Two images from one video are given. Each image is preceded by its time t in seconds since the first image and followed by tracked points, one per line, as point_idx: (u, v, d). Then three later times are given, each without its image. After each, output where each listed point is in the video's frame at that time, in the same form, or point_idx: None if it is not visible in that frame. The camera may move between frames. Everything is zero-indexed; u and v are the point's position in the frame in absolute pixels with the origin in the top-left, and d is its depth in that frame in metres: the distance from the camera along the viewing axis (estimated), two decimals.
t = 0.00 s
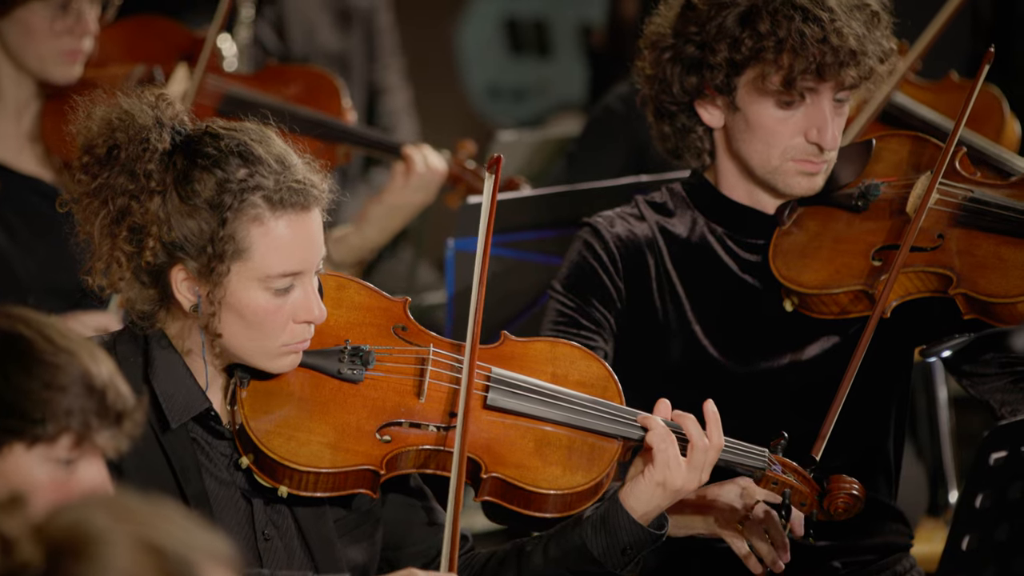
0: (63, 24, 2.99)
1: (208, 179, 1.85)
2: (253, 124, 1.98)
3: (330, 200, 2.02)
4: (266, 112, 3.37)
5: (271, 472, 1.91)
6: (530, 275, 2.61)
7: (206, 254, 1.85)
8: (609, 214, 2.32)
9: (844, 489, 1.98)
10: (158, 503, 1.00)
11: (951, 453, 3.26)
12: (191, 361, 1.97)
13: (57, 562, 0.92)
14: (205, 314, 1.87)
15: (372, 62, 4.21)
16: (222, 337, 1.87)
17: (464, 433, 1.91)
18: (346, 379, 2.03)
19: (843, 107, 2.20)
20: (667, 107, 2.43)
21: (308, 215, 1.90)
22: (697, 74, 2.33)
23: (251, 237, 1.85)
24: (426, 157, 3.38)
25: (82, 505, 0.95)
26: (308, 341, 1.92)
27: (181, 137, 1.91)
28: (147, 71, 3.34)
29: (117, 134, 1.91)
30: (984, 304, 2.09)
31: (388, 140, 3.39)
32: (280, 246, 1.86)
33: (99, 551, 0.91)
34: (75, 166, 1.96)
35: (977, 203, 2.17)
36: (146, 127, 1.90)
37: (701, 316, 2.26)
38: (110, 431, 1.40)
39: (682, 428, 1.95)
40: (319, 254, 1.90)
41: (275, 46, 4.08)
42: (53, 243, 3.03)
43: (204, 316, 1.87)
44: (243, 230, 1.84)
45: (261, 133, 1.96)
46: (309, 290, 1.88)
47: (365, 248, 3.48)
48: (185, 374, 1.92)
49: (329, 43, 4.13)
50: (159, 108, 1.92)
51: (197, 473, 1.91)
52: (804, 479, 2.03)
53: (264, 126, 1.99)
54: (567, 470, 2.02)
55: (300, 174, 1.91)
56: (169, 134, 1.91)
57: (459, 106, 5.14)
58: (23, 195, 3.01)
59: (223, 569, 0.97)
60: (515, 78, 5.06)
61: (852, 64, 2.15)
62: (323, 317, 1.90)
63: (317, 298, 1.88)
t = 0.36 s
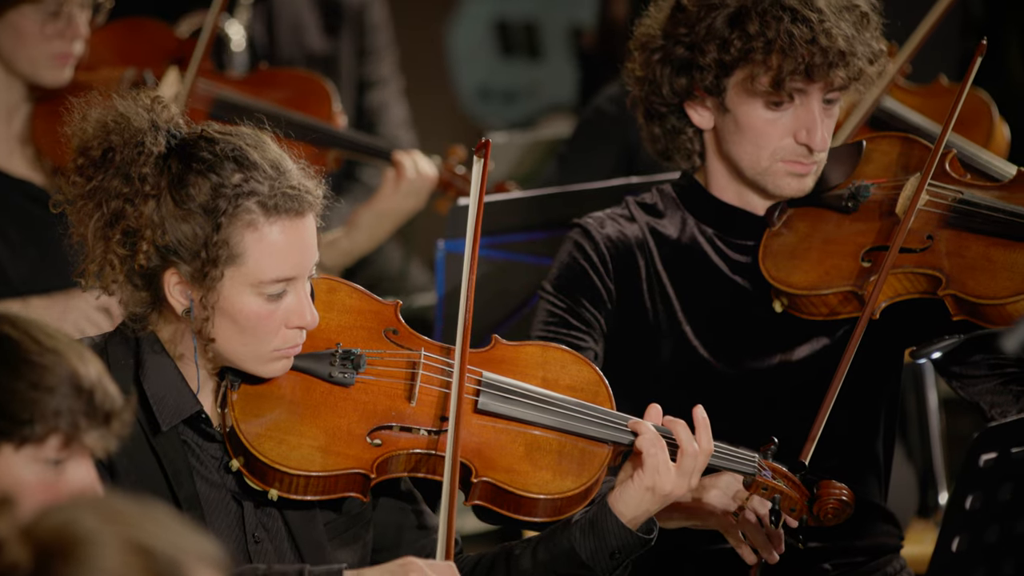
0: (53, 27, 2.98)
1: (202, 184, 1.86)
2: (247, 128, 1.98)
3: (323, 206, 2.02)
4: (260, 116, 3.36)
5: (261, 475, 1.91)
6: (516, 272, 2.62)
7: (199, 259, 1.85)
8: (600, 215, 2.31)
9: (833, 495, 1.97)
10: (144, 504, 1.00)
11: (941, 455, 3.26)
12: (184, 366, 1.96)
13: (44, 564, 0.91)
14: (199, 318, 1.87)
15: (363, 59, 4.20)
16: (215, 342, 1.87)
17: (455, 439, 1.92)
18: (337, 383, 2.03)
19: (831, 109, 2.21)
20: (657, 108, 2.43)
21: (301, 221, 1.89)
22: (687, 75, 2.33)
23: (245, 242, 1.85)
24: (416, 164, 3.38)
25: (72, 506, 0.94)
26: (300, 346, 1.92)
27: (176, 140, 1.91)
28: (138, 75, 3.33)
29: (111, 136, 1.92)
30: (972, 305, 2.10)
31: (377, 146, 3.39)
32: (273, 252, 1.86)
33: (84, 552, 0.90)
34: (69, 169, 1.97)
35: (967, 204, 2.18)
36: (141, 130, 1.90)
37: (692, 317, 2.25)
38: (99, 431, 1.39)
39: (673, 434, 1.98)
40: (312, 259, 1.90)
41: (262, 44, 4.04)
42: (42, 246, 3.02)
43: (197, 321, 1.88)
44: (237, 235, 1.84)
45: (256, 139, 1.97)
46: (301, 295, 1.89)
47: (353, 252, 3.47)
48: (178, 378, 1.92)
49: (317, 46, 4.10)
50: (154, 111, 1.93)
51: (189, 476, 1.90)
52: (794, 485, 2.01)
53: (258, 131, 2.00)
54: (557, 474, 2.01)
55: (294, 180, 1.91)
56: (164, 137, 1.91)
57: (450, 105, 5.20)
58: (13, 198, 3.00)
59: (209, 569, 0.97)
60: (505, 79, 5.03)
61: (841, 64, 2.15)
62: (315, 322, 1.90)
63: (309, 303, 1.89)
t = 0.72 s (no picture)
0: (39, 28, 2.98)
1: (191, 184, 1.85)
2: (237, 129, 1.98)
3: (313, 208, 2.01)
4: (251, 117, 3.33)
5: (248, 475, 1.91)
6: (505, 274, 2.59)
7: (188, 259, 1.84)
8: (586, 215, 2.31)
9: (819, 498, 1.96)
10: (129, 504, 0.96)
11: (926, 454, 3.26)
12: (170, 366, 1.96)
13: (28, 564, 0.89)
14: (187, 319, 1.87)
15: (348, 48, 4.22)
16: (202, 343, 1.87)
17: (442, 438, 1.89)
18: (324, 383, 2.03)
19: (816, 108, 2.21)
20: (642, 107, 2.43)
21: (290, 222, 1.88)
22: (672, 74, 2.33)
23: (233, 243, 1.84)
24: (401, 166, 3.31)
25: (52, 505, 0.92)
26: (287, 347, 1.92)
27: (165, 140, 1.90)
28: (123, 76, 3.33)
29: (101, 136, 1.91)
30: (958, 303, 2.10)
31: (364, 148, 3.34)
32: (262, 253, 1.85)
33: (69, 553, 0.88)
34: (59, 168, 1.96)
35: (951, 203, 2.17)
36: (131, 130, 1.90)
37: (678, 316, 2.25)
38: (83, 430, 1.39)
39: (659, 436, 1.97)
40: (301, 260, 1.89)
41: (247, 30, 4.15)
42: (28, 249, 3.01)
43: (185, 321, 1.87)
44: (226, 236, 1.84)
45: (246, 139, 1.96)
46: (289, 296, 1.88)
47: (339, 256, 3.39)
48: (164, 378, 1.92)
49: (302, 35, 4.16)
50: (143, 111, 1.93)
51: (177, 475, 1.90)
52: (780, 487, 2.00)
53: (248, 131, 1.99)
54: (543, 476, 2.01)
55: (284, 181, 1.90)
56: (154, 137, 1.91)
57: (438, 108, 5.21)
58: None
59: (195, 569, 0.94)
60: (493, 79, 5.02)
61: (825, 62, 2.15)
62: (303, 323, 1.90)
63: (297, 304, 1.88)
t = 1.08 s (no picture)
0: (32, 28, 2.93)
1: (190, 183, 1.85)
2: (234, 128, 1.97)
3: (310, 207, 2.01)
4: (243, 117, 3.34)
5: (242, 474, 1.92)
6: (498, 273, 2.58)
7: (185, 257, 1.84)
8: (579, 214, 2.31)
9: (813, 502, 1.97)
10: (120, 503, 0.96)
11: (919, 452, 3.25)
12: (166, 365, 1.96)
13: (18, 563, 0.88)
14: (183, 317, 1.87)
15: (344, 48, 4.15)
16: (199, 341, 1.86)
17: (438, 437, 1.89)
18: (319, 383, 2.03)
19: (811, 108, 2.20)
20: (637, 107, 2.42)
21: (287, 222, 1.88)
22: (666, 74, 2.32)
23: (230, 242, 1.84)
24: (393, 168, 3.30)
25: (44, 504, 0.91)
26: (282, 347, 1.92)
27: (163, 138, 1.89)
28: (117, 75, 3.31)
29: (99, 133, 1.89)
30: (951, 306, 2.10)
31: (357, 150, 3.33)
32: (259, 252, 1.85)
33: (59, 550, 0.87)
34: (55, 165, 1.94)
35: (946, 205, 2.18)
36: (129, 128, 1.88)
37: (671, 316, 2.25)
38: (76, 430, 1.38)
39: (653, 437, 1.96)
40: (298, 260, 1.89)
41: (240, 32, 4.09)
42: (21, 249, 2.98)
43: (182, 320, 1.87)
44: (223, 234, 1.83)
45: (244, 138, 1.96)
46: (286, 296, 1.88)
47: (332, 258, 3.29)
48: (160, 376, 1.91)
49: (299, 35, 4.08)
50: (142, 109, 1.91)
51: (173, 473, 1.89)
52: (772, 490, 2.01)
53: (246, 130, 1.99)
54: (537, 477, 2.01)
55: (281, 180, 1.90)
56: (151, 135, 1.89)
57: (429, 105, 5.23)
58: None
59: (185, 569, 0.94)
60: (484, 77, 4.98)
61: (820, 63, 2.16)
62: (299, 323, 1.90)
63: (293, 304, 1.88)
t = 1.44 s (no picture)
0: (22, 28, 2.92)
1: (171, 178, 1.84)
2: (215, 123, 1.97)
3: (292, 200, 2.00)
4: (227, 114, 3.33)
5: (232, 471, 1.92)
6: (486, 272, 2.59)
7: (170, 253, 1.84)
8: (568, 214, 2.29)
9: (804, 494, 1.97)
10: (107, 504, 0.99)
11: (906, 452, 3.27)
12: (156, 359, 1.96)
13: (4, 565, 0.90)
14: (170, 313, 1.87)
15: (335, 55, 4.14)
16: (187, 336, 1.87)
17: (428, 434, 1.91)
18: (307, 380, 2.03)
19: (800, 107, 2.21)
20: (625, 106, 2.42)
21: (270, 214, 1.89)
22: (655, 73, 2.32)
23: (214, 236, 1.84)
24: (383, 168, 3.33)
25: (31, 506, 0.94)
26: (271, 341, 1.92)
27: (143, 136, 1.89)
28: (107, 76, 3.32)
29: (79, 133, 1.91)
30: (941, 300, 2.10)
31: (345, 151, 3.38)
32: (243, 245, 1.86)
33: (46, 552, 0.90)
34: (38, 167, 1.96)
35: (934, 200, 2.19)
36: (109, 126, 1.89)
37: (659, 316, 2.23)
38: (62, 429, 1.39)
39: (645, 432, 1.97)
40: (281, 252, 1.90)
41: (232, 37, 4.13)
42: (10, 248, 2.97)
43: (169, 315, 1.87)
44: (207, 228, 1.83)
45: (224, 133, 1.95)
46: (272, 288, 1.89)
47: (322, 258, 3.28)
48: (149, 374, 1.91)
49: (291, 42, 4.10)
50: (121, 108, 1.93)
51: (164, 469, 1.90)
52: (764, 483, 2.02)
53: (227, 125, 1.98)
54: (527, 472, 2.01)
55: (263, 172, 1.90)
56: (132, 133, 1.90)
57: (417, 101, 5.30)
58: None
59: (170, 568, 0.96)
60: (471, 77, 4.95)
61: (809, 62, 2.16)
62: (286, 316, 1.90)
63: (280, 296, 1.89)
